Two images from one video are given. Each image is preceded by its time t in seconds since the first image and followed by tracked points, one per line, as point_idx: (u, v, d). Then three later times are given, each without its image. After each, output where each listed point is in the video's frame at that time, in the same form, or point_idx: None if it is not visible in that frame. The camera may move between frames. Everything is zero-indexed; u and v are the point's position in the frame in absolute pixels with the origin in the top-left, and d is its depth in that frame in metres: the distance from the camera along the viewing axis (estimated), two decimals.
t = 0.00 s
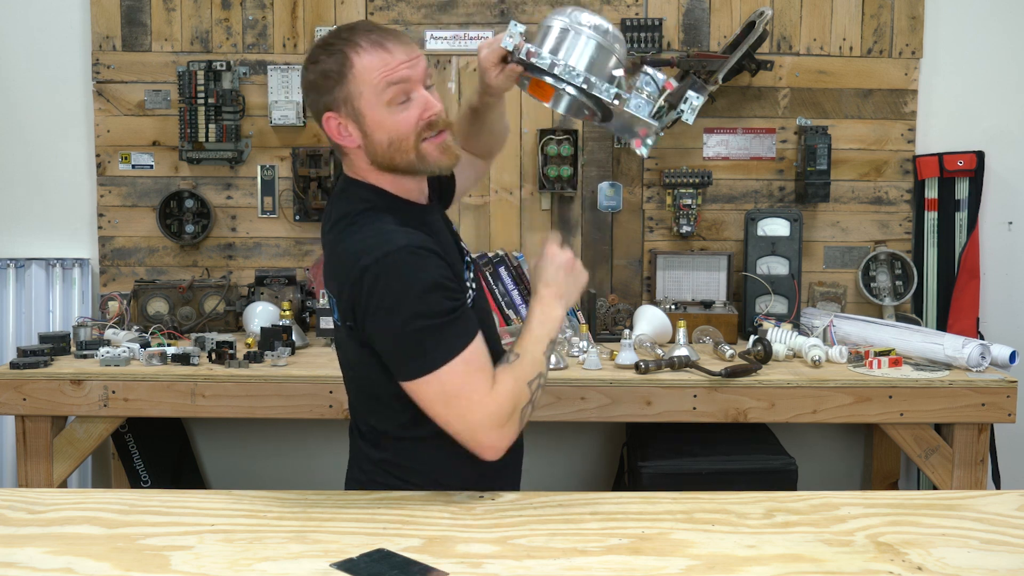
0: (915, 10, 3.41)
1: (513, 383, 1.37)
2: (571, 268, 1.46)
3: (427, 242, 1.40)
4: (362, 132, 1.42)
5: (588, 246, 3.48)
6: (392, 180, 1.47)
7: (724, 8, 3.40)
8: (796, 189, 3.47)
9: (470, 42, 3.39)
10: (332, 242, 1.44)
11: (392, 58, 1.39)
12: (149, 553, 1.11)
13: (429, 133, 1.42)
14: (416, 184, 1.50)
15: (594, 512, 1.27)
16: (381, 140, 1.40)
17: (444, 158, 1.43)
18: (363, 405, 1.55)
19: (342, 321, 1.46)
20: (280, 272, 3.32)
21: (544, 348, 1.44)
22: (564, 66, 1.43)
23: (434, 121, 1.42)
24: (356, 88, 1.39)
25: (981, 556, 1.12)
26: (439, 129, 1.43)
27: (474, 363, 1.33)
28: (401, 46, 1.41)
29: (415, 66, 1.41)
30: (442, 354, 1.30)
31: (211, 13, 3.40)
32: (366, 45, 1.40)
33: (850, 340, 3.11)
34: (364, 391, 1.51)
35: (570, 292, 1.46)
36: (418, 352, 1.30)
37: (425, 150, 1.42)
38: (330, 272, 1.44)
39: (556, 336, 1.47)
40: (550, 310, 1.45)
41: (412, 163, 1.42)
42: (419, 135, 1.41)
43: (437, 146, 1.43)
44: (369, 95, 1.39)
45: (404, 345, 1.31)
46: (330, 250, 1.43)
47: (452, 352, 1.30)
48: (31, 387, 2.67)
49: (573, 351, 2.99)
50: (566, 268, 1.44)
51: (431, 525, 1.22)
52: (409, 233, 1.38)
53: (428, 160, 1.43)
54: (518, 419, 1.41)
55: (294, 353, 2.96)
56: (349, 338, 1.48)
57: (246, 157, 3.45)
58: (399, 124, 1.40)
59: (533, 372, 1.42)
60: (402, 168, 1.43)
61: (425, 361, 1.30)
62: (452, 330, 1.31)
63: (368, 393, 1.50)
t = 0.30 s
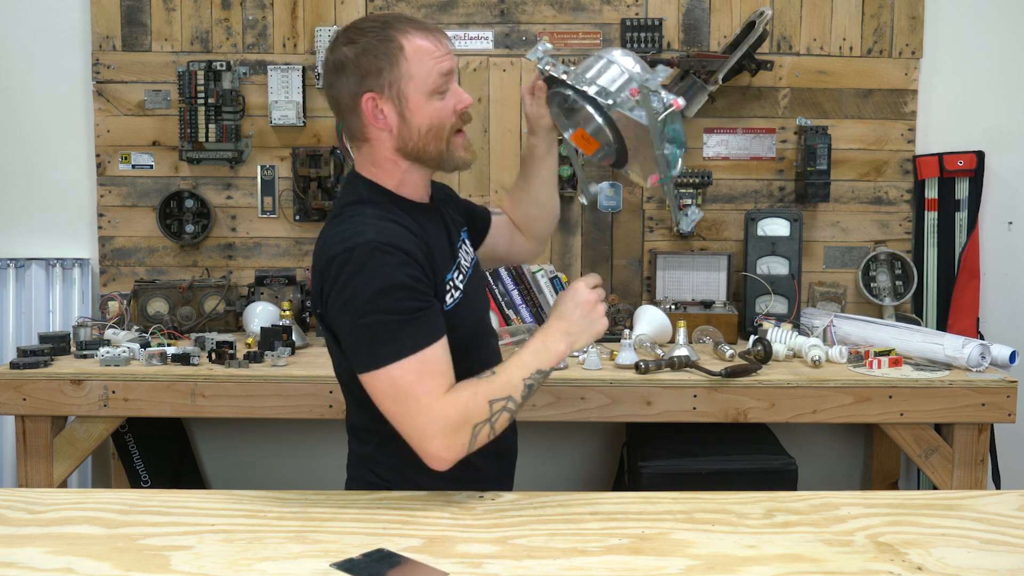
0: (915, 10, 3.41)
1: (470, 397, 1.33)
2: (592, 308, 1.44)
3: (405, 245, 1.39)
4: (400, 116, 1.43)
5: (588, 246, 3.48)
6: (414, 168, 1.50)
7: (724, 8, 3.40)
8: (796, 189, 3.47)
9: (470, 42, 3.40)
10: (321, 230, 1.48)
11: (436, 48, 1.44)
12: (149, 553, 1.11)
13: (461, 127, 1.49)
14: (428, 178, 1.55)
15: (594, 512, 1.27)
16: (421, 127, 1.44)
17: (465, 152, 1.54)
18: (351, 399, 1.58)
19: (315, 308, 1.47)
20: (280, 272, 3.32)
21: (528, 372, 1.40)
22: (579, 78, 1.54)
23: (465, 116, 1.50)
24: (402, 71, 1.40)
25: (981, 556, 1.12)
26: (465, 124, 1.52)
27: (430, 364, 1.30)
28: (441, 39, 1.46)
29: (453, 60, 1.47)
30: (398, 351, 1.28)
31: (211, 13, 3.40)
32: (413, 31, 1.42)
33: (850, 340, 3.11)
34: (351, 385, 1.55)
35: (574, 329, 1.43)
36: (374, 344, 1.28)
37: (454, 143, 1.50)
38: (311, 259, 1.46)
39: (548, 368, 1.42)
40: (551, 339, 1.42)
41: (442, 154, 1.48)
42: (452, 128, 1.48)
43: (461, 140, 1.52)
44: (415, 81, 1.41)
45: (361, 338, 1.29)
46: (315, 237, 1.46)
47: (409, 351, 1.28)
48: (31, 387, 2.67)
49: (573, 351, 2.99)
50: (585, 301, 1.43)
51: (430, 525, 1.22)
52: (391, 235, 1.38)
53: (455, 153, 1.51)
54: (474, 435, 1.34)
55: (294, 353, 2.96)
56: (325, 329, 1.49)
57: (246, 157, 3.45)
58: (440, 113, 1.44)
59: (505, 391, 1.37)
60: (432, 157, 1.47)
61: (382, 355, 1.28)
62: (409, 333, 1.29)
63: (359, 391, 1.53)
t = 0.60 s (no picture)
0: (915, 10, 3.41)
1: (419, 389, 1.34)
2: (571, 304, 1.35)
3: (394, 244, 1.44)
4: (409, 114, 1.50)
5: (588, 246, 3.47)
6: (425, 166, 1.55)
7: (724, 8, 3.40)
8: (796, 189, 3.47)
9: (470, 42, 3.40)
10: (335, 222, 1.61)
11: (451, 50, 1.50)
12: (149, 553, 1.11)
13: (471, 127, 1.51)
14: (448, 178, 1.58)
15: (594, 512, 1.27)
16: (427, 123, 1.49)
17: (477, 152, 1.54)
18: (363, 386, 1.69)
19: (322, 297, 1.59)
20: (280, 272, 3.32)
21: (488, 365, 1.37)
22: (581, 133, 1.51)
23: (478, 116, 1.51)
24: (413, 70, 1.48)
25: (981, 556, 1.12)
26: (479, 125, 1.53)
27: (383, 355, 1.35)
28: (461, 44, 1.52)
29: (471, 64, 1.51)
30: (359, 339, 1.35)
31: (211, 13, 3.40)
32: (428, 33, 1.50)
33: (850, 340, 3.11)
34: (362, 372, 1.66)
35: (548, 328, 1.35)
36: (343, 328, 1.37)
37: (464, 142, 1.52)
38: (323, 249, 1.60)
39: (513, 364, 1.38)
40: (522, 334, 1.36)
41: (450, 152, 1.51)
42: (461, 127, 1.51)
43: (474, 140, 1.53)
44: (424, 80, 1.48)
45: (337, 321, 1.40)
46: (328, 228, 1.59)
47: (368, 340, 1.35)
48: (31, 387, 2.67)
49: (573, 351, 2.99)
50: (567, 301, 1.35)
51: (430, 525, 1.22)
52: (383, 235, 1.44)
53: (464, 153, 1.53)
54: (421, 423, 1.37)
55: (294, 353, 2.96)
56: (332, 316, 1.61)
57: (247, 157, 3.45)
58: (446, 111, 1.49)
59: (460, 382, 1.37)
60: (438, 154, 1.51)
61: (348, 341, 1.37)
62: (373, 324, 1.35)
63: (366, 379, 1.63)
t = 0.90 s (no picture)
0: (915, 10, 3.42)
1: (358, 321, 1.52)
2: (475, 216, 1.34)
3: (392, 218, 1.69)
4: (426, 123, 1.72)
5: (589, 246, 3.47)
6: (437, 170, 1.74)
7: (724, 8, 3.40)
8: (795, 189, 3.47)
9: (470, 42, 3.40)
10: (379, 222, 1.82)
11: (462, 71, 1.68)
12: (149, 553, 1.11)
13: (472, 143, 1.68)
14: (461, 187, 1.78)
15: (594, 512, 1.27)
16: (435, 132, 1.70)
17: (477, 168, 1.70)
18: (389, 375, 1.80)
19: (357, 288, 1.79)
20: (280, 272, 3.32)
21: (399, 296, 1.45)
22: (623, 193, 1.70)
23: (480, 136, 1.68)
24: (429, 87, 1.70)
25: (981, 556, 1.12)
26: (483, 143, 1.69)
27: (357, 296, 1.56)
28: (478, 66, 1.68)
29: (481, 84, 1.67)
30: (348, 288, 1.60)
31: (211, 13, 3.40)
32: (455, 54, 1.69)
33: (850, 340, 3.12)
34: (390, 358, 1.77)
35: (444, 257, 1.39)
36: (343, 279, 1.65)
37: (464, 156, 1.69)
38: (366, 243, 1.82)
39: (413, 296, 1.43)
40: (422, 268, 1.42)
41: (452, 161, 1.70)
42: (464, 141, 1.69)
43: (475, 156, 1.69)
44: (438, 95, 1.69)
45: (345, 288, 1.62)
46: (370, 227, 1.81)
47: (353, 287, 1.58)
48: (31, 387, 2.67)
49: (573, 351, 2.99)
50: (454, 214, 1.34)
51: (430, 525, 1.22)
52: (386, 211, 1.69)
53: (464, 163, 1.70)
54: (352, 351, 1.52)
55: (294, 353, 2.96)
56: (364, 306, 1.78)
57: (247, 157, 3.45)
58: (453, 123, 1.68)
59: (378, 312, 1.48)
60: (443, 162, 1.71)
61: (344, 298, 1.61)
62: (358, 275, 1.59)
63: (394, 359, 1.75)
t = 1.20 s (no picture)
0: (915, 10, 3.42)
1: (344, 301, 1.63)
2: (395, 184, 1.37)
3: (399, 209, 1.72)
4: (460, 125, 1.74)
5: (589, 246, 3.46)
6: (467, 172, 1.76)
7: (724, 8, 3.40)
8: (796, 189, 3.47)
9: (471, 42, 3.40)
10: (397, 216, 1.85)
11: (498, 78, 1.71)
12: (149, 553, 1.11)
13: (505, 145, 1.70)
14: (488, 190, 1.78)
15: (594, 512, 1.27)
16: (467, 135, 1.72)
17: (507, 170, 1.71)
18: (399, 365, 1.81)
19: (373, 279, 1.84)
20: (280, 272, 3.32)
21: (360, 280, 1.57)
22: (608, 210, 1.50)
23: (512, 139, 1.70)
24: (464, 91, 1.72)
25: (981, 556, 1.12)
26: (514, 147, 1.70)
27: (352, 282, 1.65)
28: (514, 73, 1.72)
29: (516, 91, 1.71)
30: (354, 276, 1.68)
31: (211, 13, 3.40)
32: (489, 59, 1.73)
33: (850, 340, 3.11)
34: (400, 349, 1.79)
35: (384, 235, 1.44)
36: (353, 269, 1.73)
37: (495, 158, 1.70)
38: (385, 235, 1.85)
39: (368, 277, 1.54)
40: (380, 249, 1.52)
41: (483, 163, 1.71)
42: (496, 143, 1.70)
43: (507, 159, 1.70)
44: (472, 99, 1.72)
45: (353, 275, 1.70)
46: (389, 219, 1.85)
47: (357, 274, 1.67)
48: (31, 387, 2.67)
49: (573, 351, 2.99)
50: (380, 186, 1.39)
51: (431, 525, 1.22)
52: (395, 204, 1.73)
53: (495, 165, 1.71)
54: (335, 336, 1.64)
55: (294, 353, 2.96)
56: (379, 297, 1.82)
57: (247, 157, 3.45)
58: (486, 126, 1.70)
59: (348, 297, 1.60)
60: (473, 164, 1.72)
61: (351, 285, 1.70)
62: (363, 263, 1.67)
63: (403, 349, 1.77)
